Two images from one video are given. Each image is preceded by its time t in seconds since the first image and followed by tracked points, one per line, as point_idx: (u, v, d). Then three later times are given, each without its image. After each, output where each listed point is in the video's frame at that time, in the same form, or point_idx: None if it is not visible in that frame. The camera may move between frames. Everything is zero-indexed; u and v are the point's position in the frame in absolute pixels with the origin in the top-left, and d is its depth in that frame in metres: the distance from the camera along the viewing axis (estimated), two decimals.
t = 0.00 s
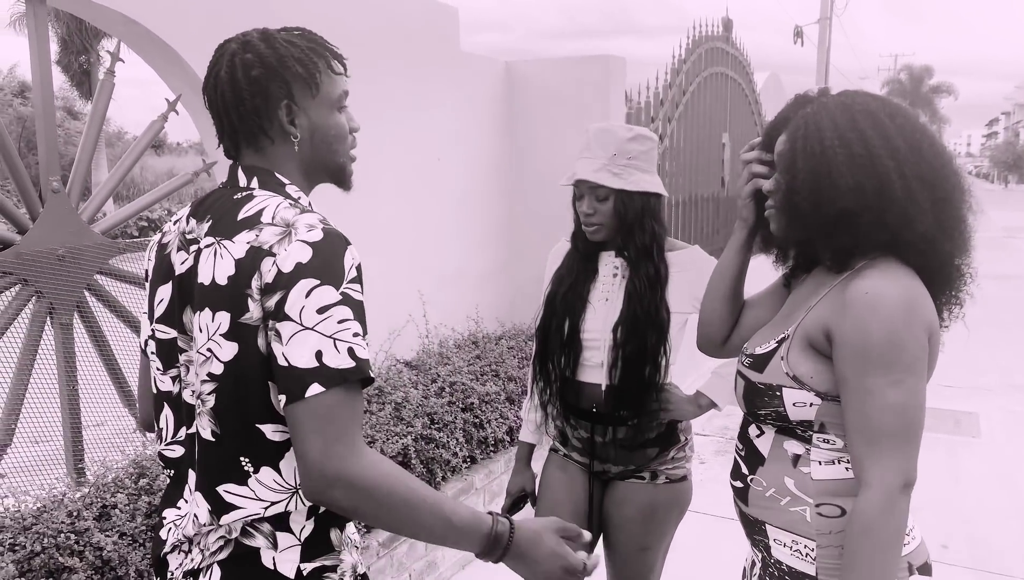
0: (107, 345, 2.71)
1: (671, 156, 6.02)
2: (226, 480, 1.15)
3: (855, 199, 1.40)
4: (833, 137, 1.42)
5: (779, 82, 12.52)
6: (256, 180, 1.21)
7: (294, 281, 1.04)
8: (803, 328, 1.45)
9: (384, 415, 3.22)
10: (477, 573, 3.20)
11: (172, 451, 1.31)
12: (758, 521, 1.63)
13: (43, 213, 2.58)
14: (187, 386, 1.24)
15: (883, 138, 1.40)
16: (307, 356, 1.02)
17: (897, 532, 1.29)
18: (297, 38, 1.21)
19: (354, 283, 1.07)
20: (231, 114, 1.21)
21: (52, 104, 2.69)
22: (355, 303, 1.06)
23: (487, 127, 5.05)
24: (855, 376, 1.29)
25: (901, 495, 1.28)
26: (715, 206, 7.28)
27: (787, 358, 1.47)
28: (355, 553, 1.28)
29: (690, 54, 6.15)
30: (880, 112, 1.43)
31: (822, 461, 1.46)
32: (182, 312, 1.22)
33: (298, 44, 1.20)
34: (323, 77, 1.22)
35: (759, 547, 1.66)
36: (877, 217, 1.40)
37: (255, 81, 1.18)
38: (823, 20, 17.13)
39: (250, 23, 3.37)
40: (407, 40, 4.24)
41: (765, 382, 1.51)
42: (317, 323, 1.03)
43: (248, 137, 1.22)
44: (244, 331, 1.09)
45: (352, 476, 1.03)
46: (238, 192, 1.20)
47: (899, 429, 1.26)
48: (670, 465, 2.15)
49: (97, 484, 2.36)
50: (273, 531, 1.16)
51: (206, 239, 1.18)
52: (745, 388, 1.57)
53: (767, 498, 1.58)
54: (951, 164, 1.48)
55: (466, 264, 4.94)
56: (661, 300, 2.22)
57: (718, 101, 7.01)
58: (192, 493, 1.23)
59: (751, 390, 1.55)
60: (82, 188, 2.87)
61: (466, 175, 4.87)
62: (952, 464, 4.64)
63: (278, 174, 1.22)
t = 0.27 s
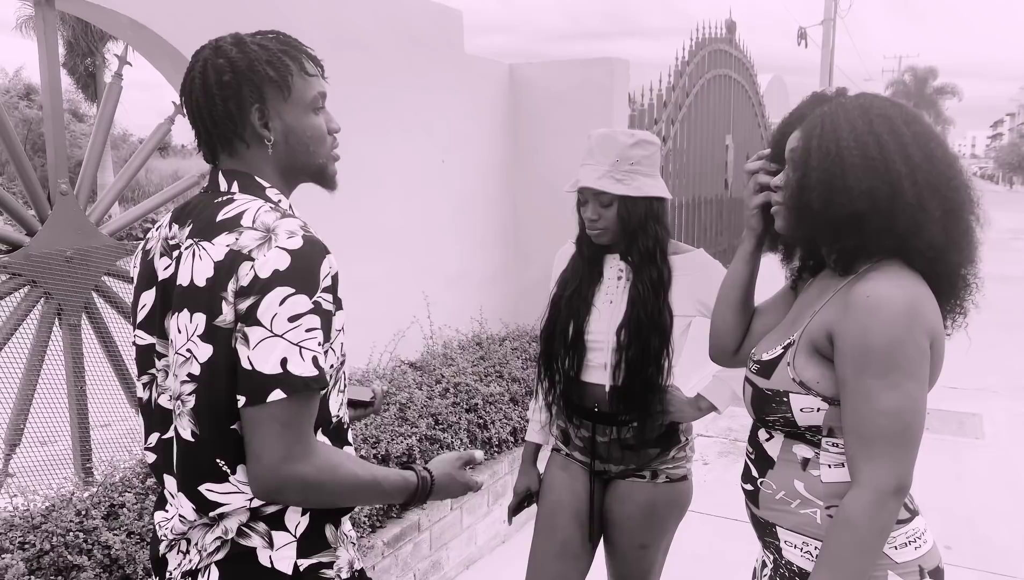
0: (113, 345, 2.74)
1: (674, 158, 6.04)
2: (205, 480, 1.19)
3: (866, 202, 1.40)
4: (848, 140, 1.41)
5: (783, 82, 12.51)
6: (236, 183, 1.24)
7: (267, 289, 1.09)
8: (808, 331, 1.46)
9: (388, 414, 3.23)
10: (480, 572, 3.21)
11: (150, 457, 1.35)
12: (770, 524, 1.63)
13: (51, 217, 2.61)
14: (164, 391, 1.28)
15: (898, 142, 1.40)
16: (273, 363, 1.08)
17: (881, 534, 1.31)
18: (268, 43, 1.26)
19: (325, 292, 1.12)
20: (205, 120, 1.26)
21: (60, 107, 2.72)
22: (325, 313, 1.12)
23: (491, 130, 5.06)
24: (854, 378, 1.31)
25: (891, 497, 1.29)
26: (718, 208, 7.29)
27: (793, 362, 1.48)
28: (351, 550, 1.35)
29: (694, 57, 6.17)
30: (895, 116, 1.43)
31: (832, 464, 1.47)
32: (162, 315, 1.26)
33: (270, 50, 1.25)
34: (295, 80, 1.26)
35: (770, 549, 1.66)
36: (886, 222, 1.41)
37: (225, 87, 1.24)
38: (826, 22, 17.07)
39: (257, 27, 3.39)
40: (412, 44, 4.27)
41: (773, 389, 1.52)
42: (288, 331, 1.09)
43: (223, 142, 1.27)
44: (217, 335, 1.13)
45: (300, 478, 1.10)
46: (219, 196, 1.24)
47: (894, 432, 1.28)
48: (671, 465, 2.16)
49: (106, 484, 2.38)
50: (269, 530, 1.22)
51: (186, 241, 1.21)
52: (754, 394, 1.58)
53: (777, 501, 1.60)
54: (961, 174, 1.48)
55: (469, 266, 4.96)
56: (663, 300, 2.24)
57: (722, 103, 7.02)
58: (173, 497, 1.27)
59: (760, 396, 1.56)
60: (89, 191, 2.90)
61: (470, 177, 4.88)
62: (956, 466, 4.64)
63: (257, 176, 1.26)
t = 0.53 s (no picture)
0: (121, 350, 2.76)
1: (677, 162, 6.06)
2: (221, 480, 1.22)
3: (865, 213, 1.42)
4: (855, 150, 1.42)
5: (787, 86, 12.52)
6: (222, 192, 1.27)
7: (263, 293, 1.11)
8: (808, 339, 1.47)
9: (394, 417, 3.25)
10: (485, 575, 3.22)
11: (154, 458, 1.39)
12: (772, 525, 1.64)
13: (61, 220, 2.66)
14: (160, 397, 1.33)
15: (904, 158, 1.42)
16: (291, 362, 1.09)
17: (890, 541, 1.31)
18: (261, 53, 1.27)
19: (325, 285, 1.13)
20: (197, 129, 1.29)
21: (69, 114, 2.76)
22: (328, 304, 1.12)
23: (494, 135, 5.09)
24: (853, 385, 1.32)
25: (895, 503, 1.30)
26: (722, 211, 7.31)
27: (794, 370, 1.49)
28: (354, 547, 1.35)
29: (697, 61, 6.19)
30: (903, 131, 1.45)
31: (832, 467, 1.48)
32: (158, 325, 1.31)
33: (261, 59, 1.27)
34: (286, 90, 1.27)
35: (773, 549, 1.67)
36: (880, 239, 1.42)
37: (216, 96, 1.26)
38: (830, 24, 17.06)
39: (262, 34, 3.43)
40: (416, 50, 4.30)
41: (774, 396, 1.54)
42: (297, 328, 1.10)
43: (215, 150, 1.29)
44: (221, 345, 1.17)
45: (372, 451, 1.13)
46: (205, 205, 1.27)
47: (895, 438, 1.29)
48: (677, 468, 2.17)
49: (113, 487, 2.40)
50: (270, 528, 1.23)
51: (178, 253, 1.24)
52: (756, 401, 1.60)
53: (780, 502, 1.61)
54: (964, 196, 1.50)
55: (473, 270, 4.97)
56: (669, 306, 2.25)
57: (725, 108, 7.04)
58: (176, 498, 1.30)
59: (762, 403, 1.58)
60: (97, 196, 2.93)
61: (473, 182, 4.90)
62: (961, 468, 4.64)
63: (244, 185, 1.28)
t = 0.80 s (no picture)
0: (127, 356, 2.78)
1: (679, 167, 6.07)
2: (239, 485, 1.27)
3: (865, 218, 1.43)
4: (864, 156, 1.42)
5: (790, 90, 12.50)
6: (236, 202, 1.29)
7: (273, 305, 1.13)
8: (796, 332, 1.49)
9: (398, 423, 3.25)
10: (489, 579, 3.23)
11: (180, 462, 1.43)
12: (759, 512, 1.67)
13: (67, 229, 2.63)
14: (185, 401, 1.36)
15: (910, 167, 1.41)
16: (294, 375, 1.11)
17: (896, 530, 1.33)
18: (269, 61, 1.29)
19: (332, 301, 1.15)
20: (209, 139, 1.31)
21: (75, 121, 2.77)
22: (334, 318, 1.14)
23: (498, 140, 5.11)
24: (848, 379, 1.34)
25: (896, 491, 1.33)
26: (724, 216, 7.31)
27: (783, 361, 1.51)
28: (370, 548, 1.41)
29: (699, 66, 6.21)
30: (913, 141, 1.44)
31: (815, 455, 1.50)
32: (176, 331, 1.33)
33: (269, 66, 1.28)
34: (294, 96, 1.29)
35: (761, 536, 1.70)
36: (873, 250, 1.43)
37: (226, 105, 1.28)
38: (833, 28, 17.07)
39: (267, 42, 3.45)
40: (419, 56, 4.32)
41: (763, 382, 1.56)
42: (301, 343, 1.12)
43: (227, 158, 1.31)
44: (231, 352, 1.20)
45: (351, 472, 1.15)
46: (219, 214, 1.30)
47: (890, 430, 1.32)
48: (682, 470, 2.19)
49: (118, 493, 2.41)
50: (289, 527, 1.28)
51: (192, 262, 1.28)
52: (746, 386, 1.61)
53: (769, 493, 1.62)
54: (964, 208, 1.51)
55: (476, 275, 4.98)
56: (674, 312, 2.27)
57: (727, 112, 7.05)
58: (211, 497, 1.33)
59: (751, 388, 1.60)
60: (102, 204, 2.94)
61: (475, 187, 4.90)
62: (964, 472, 4.64)
63: (256, 192, 1.30)
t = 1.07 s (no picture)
0: (126, 359, 2.77)
1: (678, 169, 6.07)
2: (238, 492, 1.32)
3: (856, 223, 1.44)
4: (862, 162, 1.42)
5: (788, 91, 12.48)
6: (253, 204, 1.36)
7: (292, 304, 1.20)
8: (787, 327, 1.50)
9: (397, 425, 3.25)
10: None
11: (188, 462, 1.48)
12: (753, 504, 1.67)
13: (67, 233, 2.67)
14: (197, 401, 1.41)
15: (908, 177, 1.41)
16: (311, 374, 1.20)
17: (862, 524, 1.36)
18: (285, 66, 1.37)
19: (347, 305, 1.24)
20: (225, 141, 1.38)
21: (75, 126, 2.77)
22: (349, 322, 1.24)
23: (497, 143, 5.12)
24: (829, 377, 1.36)
25: (867, 487, 1.35)
26: (724, 217, 7.32)
27: (774, 356, 1.52)
28: (373, 549, 1.47)
29: (697, 69, 6.22)
30: (914, 152, 1.44)
31: (806, 449, 1.52)
32: (188, 331, 1.38)
33: (286, 73, 1.36)
34: (309, 102, 1.38)
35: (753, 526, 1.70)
36: (865, 254, 1.44)
37: (244, 109, 1.35)
38: (832, 30, 17.08)
39: (267, 46, 3.46)
40: (419, 60, 4.33)
41: (756, 376, 1.57)
42: (317, 343, 1.20)
43: (243, 161, 1.38)
44: (245, 352, 1.25)
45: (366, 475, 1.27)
46: (236, 216, 1.36)
47: (868, 428, 1.34)
48: (682, 470, 2.19)
49: (118, 497, 2.41)
50: (294, 529, 1.34)
51: (207, 263, 1.33)
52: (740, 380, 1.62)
53: (762, 486, 1.63)
54: (961, 223, 1.51)
55: (476, 277, 4.99)
56: (676, 313, 2.26)
57: (726, 115, 7.06)
58: (215, 500, 1.39)
59: (745, 381, 1.60)
60: (102, 208, 2.94)
61: (475, 190, 4.91)
62: (964, 473, 4.64)
63: (273, 195, 1.38)
